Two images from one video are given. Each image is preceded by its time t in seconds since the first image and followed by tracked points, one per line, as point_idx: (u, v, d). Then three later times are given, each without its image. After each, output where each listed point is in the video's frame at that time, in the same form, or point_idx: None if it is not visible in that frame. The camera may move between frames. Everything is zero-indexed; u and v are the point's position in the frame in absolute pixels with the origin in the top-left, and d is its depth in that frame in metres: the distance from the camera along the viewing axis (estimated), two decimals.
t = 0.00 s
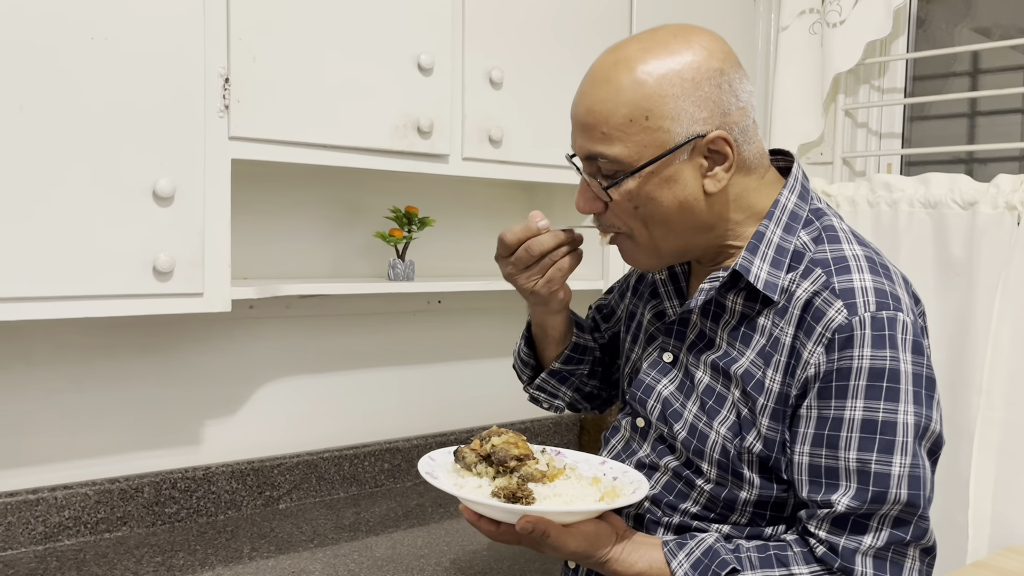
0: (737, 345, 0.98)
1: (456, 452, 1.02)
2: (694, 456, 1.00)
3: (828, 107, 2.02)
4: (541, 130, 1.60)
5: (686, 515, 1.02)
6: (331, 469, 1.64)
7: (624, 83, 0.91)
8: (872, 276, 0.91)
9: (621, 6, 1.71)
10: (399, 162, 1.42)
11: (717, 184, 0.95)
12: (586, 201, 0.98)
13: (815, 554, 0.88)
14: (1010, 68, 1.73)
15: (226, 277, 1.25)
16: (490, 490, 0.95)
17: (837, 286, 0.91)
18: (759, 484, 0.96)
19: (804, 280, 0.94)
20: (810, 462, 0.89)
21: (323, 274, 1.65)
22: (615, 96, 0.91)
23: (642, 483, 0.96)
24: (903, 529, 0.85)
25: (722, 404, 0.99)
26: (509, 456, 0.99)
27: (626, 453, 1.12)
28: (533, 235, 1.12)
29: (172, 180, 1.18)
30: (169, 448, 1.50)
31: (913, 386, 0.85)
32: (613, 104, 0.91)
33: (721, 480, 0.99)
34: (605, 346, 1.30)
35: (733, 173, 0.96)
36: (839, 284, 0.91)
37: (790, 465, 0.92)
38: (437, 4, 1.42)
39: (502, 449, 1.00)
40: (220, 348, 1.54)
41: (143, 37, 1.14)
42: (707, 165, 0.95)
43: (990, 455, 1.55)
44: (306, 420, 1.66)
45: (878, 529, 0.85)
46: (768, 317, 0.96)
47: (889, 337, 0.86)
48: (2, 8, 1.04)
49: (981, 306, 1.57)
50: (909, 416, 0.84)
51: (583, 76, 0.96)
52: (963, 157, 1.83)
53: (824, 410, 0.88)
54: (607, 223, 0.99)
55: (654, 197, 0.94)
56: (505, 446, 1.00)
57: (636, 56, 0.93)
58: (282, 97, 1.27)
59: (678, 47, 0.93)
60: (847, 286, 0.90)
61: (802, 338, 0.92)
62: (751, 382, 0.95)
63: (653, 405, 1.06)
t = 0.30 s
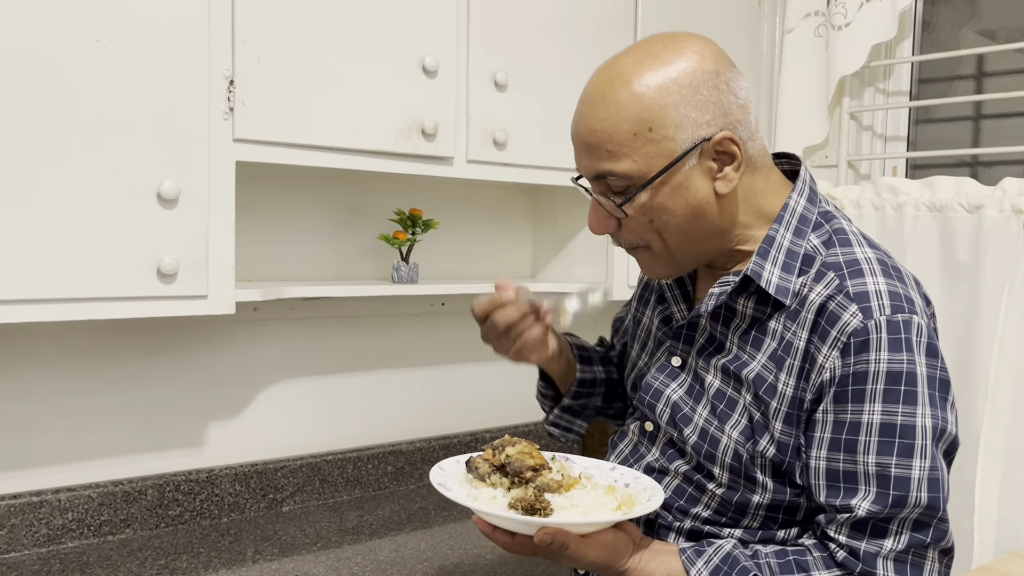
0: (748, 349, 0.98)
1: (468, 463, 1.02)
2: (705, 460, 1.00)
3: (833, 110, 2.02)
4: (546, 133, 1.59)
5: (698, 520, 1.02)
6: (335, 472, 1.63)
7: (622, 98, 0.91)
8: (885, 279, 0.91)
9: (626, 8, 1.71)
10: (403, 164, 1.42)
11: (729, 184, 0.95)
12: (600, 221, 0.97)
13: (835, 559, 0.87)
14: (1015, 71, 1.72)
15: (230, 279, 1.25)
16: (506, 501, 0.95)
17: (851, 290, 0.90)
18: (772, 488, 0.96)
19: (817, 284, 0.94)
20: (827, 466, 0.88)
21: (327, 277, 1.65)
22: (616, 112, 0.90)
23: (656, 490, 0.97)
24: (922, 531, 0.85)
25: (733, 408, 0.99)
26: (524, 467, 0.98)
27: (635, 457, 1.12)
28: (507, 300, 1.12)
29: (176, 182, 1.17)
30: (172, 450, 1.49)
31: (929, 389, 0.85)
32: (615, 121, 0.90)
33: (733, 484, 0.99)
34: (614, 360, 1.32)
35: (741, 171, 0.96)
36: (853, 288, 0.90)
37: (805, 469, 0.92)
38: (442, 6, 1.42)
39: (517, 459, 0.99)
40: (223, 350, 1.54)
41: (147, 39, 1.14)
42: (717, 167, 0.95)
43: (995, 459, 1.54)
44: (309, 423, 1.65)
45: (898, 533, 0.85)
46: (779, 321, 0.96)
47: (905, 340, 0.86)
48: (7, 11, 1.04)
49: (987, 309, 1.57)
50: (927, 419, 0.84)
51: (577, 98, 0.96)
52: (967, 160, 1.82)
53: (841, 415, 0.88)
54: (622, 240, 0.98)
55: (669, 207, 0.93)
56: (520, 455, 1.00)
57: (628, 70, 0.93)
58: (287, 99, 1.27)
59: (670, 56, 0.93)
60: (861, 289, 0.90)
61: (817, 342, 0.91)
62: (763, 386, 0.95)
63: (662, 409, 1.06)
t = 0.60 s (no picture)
0: (742, 347, 0.98)
1: (451, 484, 0.99)
2: (700, 458, 1.01)
3: (835, 111, 2.02)
4: (546, 133, 1.59)
5: (694, 518, 1.02)
6: (334, 473, 1.63)
7: (623, 109, 0.90)
8: (878, 277, 0.91)
9: (627, 9, 1.70)
10: (403, 164, 1.41)
11: (738, 178, 0.95)
12: (615, 235, 0.96)
13: (826, 559, 0.86)
14: (1018, 73, 1.72)
15: (230, 279, 1.24)
16: (493, 521, 0.93)
17: (843, 288, 0.90)
18: (766, 486, 0.95)
19: (809, 281, 0.93)
20: (818, 464, 0.88)
21: (327, 277, 1.65)
22: (619, 124, 0.89)
23: (643, 500, 0.97)
24: (913, 529, 0.84)
25: (728, 406, 0.99)
26: (510, 486, 0.96)
27: (634, 456, 1.12)
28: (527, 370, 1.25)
29: (176, 181, 1.17)
30: (172, 451, 1.49)
31: (920, 386, 0.85)
32: (620, 133, 0.89)
33: (728, 482, 0.99)
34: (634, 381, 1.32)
35: (747, 164, 0.96)
36: (845, 286, 0.90)
37: (798, 467, 0.92)
38: (442, 6, 1.41)
39: (501, 477, 0.97)
40: (223, 351, 1.53)
41: (147, 38, 1.13)
42: (724, 164, 0.95)
43: (997, 461, 1.54)
44: (309, 424, 1.65)
45: (888, 530, 0.84)
46: (772, 319, 0.96)
47: (896, 338, 0.85)
48: (8, 10, 1.04)
49: (989, 311, 1.56)
50: (917, 417, 0.83)
51: (573, 115, 0.94)
52: (969, 161, 1.82)
53: (832, 412, 0.87)
54: (640, 250, 0.97)
55: (684, 210, 0.93)
56: (505, 474, 0.98)
57: (623, 82, 0.92)
58: (287, 99, 1.26)
59: (663, 63, 0.93)
60: (852, 287, 0.89)
61: (809, 340, 0.91)
62: (756, 383, 0.95)
63: (659, 408, 1.06)
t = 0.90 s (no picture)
0: (746, 346, 0.98)
1: (438, 494, 0.98)
2: (701, 456, 1.00)
3: (836, 112, 2.01)
4: (547, 134, 1.58)
5: (692, 517, 1.02)
6: (334, 474, 1.63)
7: (641, 99, 0.90)
8: (884, 280, 0.90)
9: (627, 9, 1.70)
10: (403, 164, 1.41)
11: (751, 174, 0.95)
12: (627, 227, 0.95)
13: (817, 559, 0.86)
14: (1020, 74, 1.71)
15: (229, 280, 1.24)
16: (483, 530, 0.92)
17: (849, 289, 0.90)
18: (766, 485, 0.95)
19: (816, 283, 0.93)
20: (816, 463, 0.87)
21: (326, 277, 1.65)
22: (637, 114, 0.89)
23: (628, 502, 0.98)
24: (906, 532, 0.84)
25: (731, 404, 0.98)
26: (498, 493, 0.95)
27: (634, 456, 1.12)
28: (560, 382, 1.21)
29: (175, 181, 1.17)
30: (170, 451, 1.49)
31: (921, 390, 0.84)
32: (638, 122, 0.89)
33: (728, 480, 0.98)
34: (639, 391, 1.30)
35: (761, 160, 0.96)
36: (851, 287, 0.90)
37: (796, 465, 0.91)
38: (442, 6, 1.41)
39: (489, 485, 0.96)
40: (222, 351, 1.53)
41: (146, 38, 1.13)
42: (737, 159, 0.95)
43: (998, 464, 1.53)
44: (308, 424, 1.65)
45: (881, 532, 0.84)
46: (778, 318, 0.95)
47: (900, 340, 0.85)
48: (7, 10, 1.04)
49: (989, 313, 1.56)
50: (916, 420, 0.83)
51: (589, 106, 0.94)
52: (971, 163, 1.81)
53: (833, 412, 0.87)
54: (651, 244, 0.96)
55: (698, 204, 0.92)
56: (492, 481, 0.97)
57: (641, 73, 0.92)
58: (288, 98, 1.26)
59: (681, 54, 0.93)
60: (859, 289, 0.89)
61: (813, 339, 0.91)
62: (759, 382, 0.95)
63: (660, 406, 1.06)
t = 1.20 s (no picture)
0: (750, 347, 0.98)
1: (445, 497, 0.97)
2: (705, 456, 1.00)
3: (836, 113, 2.01)
4: (546, 134, 1.58)
5: (695, 517, 1.01)
6: (331, 474, 1.62)
7: (653, 97, 0.90)
8: (890, 282, 0.90)
9: (628, 9, 1.70)
10: (401, 164, 1.40)
11: (759, 176, 0.95)
12: (633, 223, 0.95)
13: (824, 560, 0.85)
14: (1020, 75, 1.71)
15: (226, 280, 1.23)
16: (491, 534, 0.91)
17: (855, 291, 0.89)
18: (770, 485, 0.94)
19: (822, 284, 0.93)
20: (822, 464, 0.87)
21: (325, 277, 1.64)
22: (649, 111, 0.89)
23: (633, 505, 0.98)
24: (912, 533, 0.84)
25: (734, 405, 0.98)
26: (507, 497, 0.95)
27: (635, 455, 1.11)
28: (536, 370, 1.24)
29: (172, 181, 1.16)
30: (168, 452, 1.48)
31: (927, 392, 0.84)
32: (649, 120, 0.89)
33: (732, 481, 0.98)
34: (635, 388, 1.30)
35: (769, 162, 0.96)
36: (858, 289, 0.89)
37: (802, 466, 0.91)
38: (441, 6, 1.41)
39: (497, 489, 0.96)
40: (219, 350, 1.53)
41: (144, 37, 1.13)
42: (746, 160, 0.94)
43: (996, 466, 1.53)
44: (306, 424, 1.64)
45: (887, 532, 0.83)
46: (783, 319, 0.95)
47: (907, 342, 0.85)
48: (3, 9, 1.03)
49: (989, 315, 1.55)
50: (923, 421, 0.83)
51: (599, 102, 0.94)
52: (971, 164, 1.81)
53: (839, 413, 0.87)
54: (656, 241, 0.96)
55: (705, 204, 0.92)
56: (501, 485, 0.96)
57: (654, 71, 0.91)
58: (286, 98, 1.26)
59: (693, 53, 0.93)
60: (865, 291, 0.89)
61: (819, 341, 0.91)
62: (764, 383, 0.95)
63: (663, 407, 1.05)
